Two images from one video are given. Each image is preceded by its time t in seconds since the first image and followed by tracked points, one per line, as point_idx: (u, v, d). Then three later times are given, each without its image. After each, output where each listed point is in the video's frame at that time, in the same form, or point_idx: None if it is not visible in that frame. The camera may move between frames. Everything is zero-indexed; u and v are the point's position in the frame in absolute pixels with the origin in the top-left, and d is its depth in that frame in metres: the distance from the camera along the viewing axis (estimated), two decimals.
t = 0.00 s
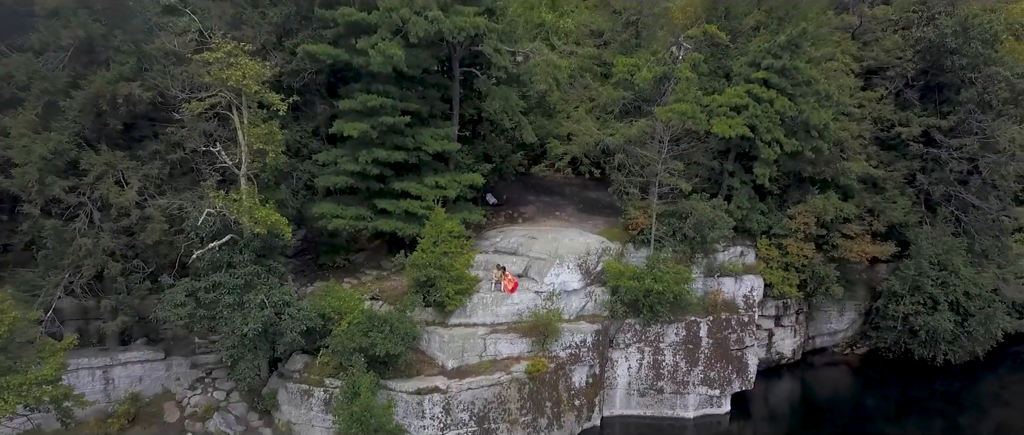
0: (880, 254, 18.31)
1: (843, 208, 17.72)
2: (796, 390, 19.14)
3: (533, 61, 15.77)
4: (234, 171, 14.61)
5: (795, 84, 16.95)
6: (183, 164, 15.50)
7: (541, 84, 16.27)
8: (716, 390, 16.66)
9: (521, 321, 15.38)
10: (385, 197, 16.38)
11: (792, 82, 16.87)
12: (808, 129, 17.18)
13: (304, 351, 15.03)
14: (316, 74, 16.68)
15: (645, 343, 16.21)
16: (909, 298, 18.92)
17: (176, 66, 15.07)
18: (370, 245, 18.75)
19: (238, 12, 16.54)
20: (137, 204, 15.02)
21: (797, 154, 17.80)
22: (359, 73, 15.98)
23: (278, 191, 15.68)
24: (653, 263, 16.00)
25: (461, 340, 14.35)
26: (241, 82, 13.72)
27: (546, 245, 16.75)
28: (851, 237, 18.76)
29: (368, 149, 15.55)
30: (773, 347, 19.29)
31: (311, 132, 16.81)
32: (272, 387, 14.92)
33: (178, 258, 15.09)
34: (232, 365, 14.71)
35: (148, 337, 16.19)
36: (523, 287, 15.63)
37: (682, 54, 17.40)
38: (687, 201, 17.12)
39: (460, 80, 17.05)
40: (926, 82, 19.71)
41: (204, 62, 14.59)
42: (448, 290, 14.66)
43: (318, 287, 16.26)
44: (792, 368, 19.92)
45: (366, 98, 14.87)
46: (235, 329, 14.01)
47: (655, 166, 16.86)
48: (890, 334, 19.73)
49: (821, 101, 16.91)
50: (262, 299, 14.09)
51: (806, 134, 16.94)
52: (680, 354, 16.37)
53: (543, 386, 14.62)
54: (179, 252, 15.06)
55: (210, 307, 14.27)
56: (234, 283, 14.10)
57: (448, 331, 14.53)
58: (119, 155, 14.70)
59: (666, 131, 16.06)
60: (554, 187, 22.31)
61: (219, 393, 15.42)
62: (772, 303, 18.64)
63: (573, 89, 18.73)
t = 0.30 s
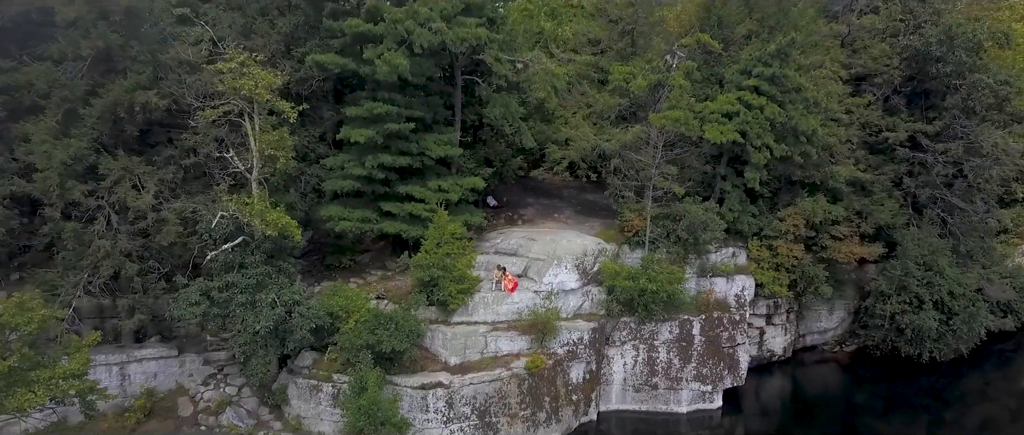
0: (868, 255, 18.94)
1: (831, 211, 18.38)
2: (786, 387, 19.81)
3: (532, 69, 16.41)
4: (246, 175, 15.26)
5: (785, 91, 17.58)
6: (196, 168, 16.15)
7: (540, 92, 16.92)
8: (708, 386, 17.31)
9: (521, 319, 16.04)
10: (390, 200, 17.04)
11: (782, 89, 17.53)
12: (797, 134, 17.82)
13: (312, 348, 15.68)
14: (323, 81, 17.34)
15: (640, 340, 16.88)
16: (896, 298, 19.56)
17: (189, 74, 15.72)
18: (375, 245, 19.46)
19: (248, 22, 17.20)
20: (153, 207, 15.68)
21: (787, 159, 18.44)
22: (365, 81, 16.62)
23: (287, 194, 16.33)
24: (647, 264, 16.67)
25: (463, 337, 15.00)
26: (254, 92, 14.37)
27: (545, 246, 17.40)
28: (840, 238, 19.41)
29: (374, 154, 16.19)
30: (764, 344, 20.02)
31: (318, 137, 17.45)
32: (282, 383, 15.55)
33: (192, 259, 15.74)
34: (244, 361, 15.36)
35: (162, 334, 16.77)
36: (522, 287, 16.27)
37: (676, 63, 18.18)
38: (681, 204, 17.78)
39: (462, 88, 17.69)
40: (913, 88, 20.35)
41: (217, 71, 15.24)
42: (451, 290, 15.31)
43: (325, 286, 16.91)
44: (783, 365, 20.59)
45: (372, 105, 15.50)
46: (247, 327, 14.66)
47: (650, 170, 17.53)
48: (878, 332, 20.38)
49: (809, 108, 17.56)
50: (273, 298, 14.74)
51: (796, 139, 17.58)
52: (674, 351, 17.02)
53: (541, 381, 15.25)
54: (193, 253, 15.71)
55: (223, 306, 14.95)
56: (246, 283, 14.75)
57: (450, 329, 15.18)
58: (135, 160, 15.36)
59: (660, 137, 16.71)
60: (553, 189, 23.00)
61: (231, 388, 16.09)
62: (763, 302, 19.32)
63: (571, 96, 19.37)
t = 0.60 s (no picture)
0: (856, 256, 19.60)
1: (820, 214, 19.05)
2: (777, 384, 20.48)
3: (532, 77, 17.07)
4: (257, 180, 15.92)
5: (775, 98, 18.24)
6: (208, 173, 16.82)
7: (539, 99, 17.64)
8: (701, 382, 17.96)
9: (521, 317, 16.70)
10: (395, 203, 17.69)
11: (772, 96, 18.19)
12: (787, 140, 18.47)
13: (320, 345, 16.29)
14: (330, 89, 18.01)
15: (636, 338, 17.55)
16: (884, 297, 20.20)
17: (202, 83, 16.39)
18: (379, 246, 20.13)
19: (258, 31, 17.87)
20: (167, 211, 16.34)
21: (778, 163, 19.09)
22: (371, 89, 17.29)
23: (296, 197, 16.99)
24: (642, 264, 17.33)
25: (465, 335, 15.64)
26: (265, 100, 15.03)
27: (544, 248, 18.06)
28: (829, 240, 20.06)
29: (380, 159, 16.85)
30: (757, 342, 20.65)
31: (325, 142, 18.11)
32: (291, 379, 16.18)
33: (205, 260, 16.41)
34: (255, 358, 16.01)
35: (175, 332, 17.39)
36: (522, 287, 16.94)
37: (670, 71, 18.83)
38: (675, 207, 18.43)
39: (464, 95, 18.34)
40: (901, 94, 21.04)
41: (230, 80, 15.91)
42: (454, 289, 15.95)
43: (333, 286, 17.58)
44: (775, 362, 21.27)
45: (378, 112, 16.16)
46: (259, 325, 15.31)
47: (645, 174, 18.20)
48: (867, 330, 21.05)
49: (799, 114, 18.22)
50: (284, 297, 15.39)
51: (786, 144, 18.22)
52: (668, 349, 17.67)
53: (540, 377, 15.90)
54: (206, 254, 16.38)
55: (236, 305, 15.59)
56: (258, 283, 15.41)
57: (453, 327, 15.82)
58: (151, 165, 16.02)
59: (655, 142, 17.36)
60: (552, 192, 23.72)
61: (243, 384, 16.75)
62: (755, 302, 19.99)
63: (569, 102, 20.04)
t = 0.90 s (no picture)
0: (845, 257, 20.25)
1: (810, 216, 19.74)
2: (768, 381, 21.15)
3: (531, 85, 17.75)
4: (267, 184, 16.59)
5: (766, 105, 18.91)
6: (220, 177, 17.50)
7: (538, 106, 18.40)
8: (694, 378, 18.61)
9: (520, 316, 17.36)
10: (399, 206, 18.37)
11: (763, 103, 18.84)
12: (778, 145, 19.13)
13: (328, 343, 16.90)
14: (337, 95, 18.69)
15: (631, 336, 18.23)
16: (871, 297, 20.86)
17: (214, 91, 17.07)
18: (383, 247, 20.79)
19: (267, 40, 18.53)
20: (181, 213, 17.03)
21: (769, 167, 19.76)
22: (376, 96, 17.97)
23: (304, 201, 17.67)
24: (637, 265, 17.99)
25: (467, 333, 16.30)
26: (276, 108, 15.72)
27: (543, 249, 18.74)
28: (819, 241, 20.73)
29: (385, 164, 17.52)
30: (749, 340, 21.32)
31: (332, 147, 18.79)
32: (300, 375, 16.81)
33: (217, 261, 17.08)
34: (265, 355, 16.67)
35: (187, 330, 18.03)
36: (522, 287, 17.64)
37: (665, 78, 19.46)
38: (669, 209, 19.08)
39: (465, 101, 19.02)
40: (889, 100, 21.74)
41: (241, 88, 16.58)
42: (456, 289, 16.62)
43: (340, 286, 18.26)
44: (766, 359, 21.98)
45: (383, 119, 16.82)
46: (269, 324, 15.99)
47: (640, 178, 18.91)
48: (856, 329, 21.74)
49: (789, 120, 18.89)
50: (293, 297, 16.05)
51: (777, 149, 18.90)
52: (663, 346, 18.34)
53: (539, 374, 16.57)
54: (218, 255, 17.05)
55: (247, 304, 16.26)
56: (268, 283, 16.08)
57: (455, 325, 16.48)
58: (165, 170, 16.70)
59: (649, 148, 18.03)
60: (551, 194, 24.47)
61: (253, 380, 17.41)
62: (747, 301, 20.69)
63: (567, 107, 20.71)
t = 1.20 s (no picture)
0: (834, 258, 20.89)
1: (800, 219, 20.46)
2: (760, 377, 21.84)
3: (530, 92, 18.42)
4: (277, 188, 17.29)
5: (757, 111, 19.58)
6: (231, 181, 18.20)
7: (537, 113, 19.08)
8: (687, 375, 19.27)
9: (520, 315, 18.00)
10: (403, 209, 19.05)
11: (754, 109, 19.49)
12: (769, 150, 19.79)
13: (334, 341, 17.56)
14: (343, 102, 19.38)
15: (627, 334, 18.92)
16: (860, 296, 21.52)
17: (226, 98, 17.77)
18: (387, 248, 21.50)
19: (275, 49, 19.22)
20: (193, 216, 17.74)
21: (760, 171, 20.46)
22: (381, 103, 18.67)
23: (312, 203, 18.36)
24: (632, 265, 18.66)
25: (469, 331, 16.97)
26: (285, 115, 16.40)
27: (541, 250, 19.43)
28: (809, 243, 21.42)
29: (389, 168, 18.20)
30: (741, 339, 22.17)
31: (338, 152, 19.48)
32: (308, 371, 17.49)
33: (228, 262, 17.79)
34: (275, 352, 17.34)
35: (198, 328, 18.69)
36: (521, 287, 18.42)
37: (659, 85, 19.97)
38: (663, 212, 19.76)
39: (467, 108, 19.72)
40: (877, 106, 22.46)
41: (252, 96, 17.28)
42: (458, 289, 17.33)
43: (345, 286, 18.97)
44: (758, 357, 22.70)
45: (388, 125, 17.46)
46: (279, 322, 16.67)
47: (635, 182, 19.62)
48: (844, 328, 22.48)
49: (779, 126, 19.57)
50: (302, 296, 16.73)
51: (767, 154, 19.59)
52: (657, 344, 19.01)
53: (537, 370, 17.23)
54: (229, 256, 17.74)
55: (258, 303, 16.96)
56: (278, 283, 16.77)
57: (457, 323, 17.14)
58: (178, 174, 17.40)
59: (644, 153, 18.74)
60: (550, 197, 25.23)
61: (263, 376, 18.10)
62: (739, 301, 21.44)
63: (565, 113, 21.41)
